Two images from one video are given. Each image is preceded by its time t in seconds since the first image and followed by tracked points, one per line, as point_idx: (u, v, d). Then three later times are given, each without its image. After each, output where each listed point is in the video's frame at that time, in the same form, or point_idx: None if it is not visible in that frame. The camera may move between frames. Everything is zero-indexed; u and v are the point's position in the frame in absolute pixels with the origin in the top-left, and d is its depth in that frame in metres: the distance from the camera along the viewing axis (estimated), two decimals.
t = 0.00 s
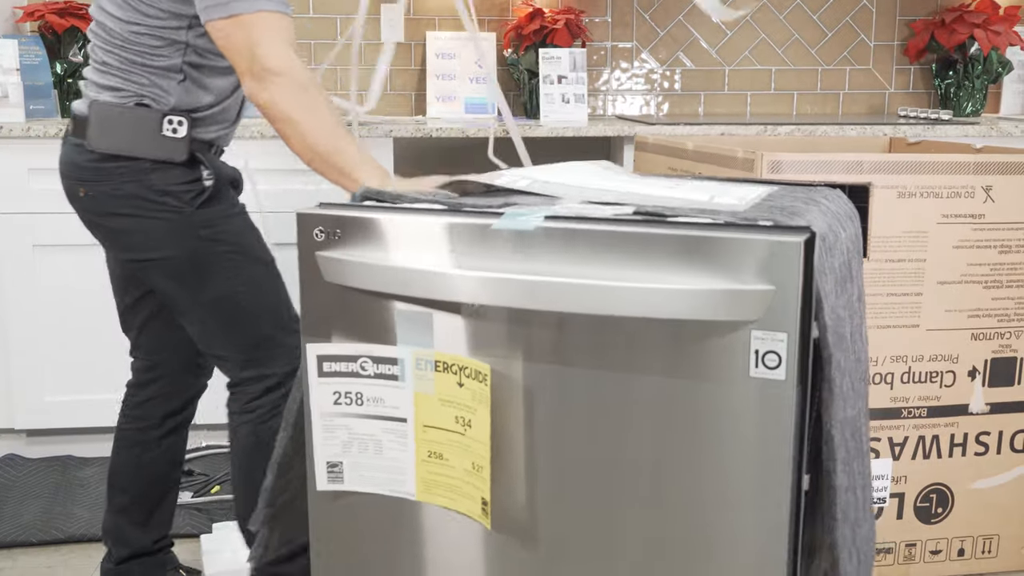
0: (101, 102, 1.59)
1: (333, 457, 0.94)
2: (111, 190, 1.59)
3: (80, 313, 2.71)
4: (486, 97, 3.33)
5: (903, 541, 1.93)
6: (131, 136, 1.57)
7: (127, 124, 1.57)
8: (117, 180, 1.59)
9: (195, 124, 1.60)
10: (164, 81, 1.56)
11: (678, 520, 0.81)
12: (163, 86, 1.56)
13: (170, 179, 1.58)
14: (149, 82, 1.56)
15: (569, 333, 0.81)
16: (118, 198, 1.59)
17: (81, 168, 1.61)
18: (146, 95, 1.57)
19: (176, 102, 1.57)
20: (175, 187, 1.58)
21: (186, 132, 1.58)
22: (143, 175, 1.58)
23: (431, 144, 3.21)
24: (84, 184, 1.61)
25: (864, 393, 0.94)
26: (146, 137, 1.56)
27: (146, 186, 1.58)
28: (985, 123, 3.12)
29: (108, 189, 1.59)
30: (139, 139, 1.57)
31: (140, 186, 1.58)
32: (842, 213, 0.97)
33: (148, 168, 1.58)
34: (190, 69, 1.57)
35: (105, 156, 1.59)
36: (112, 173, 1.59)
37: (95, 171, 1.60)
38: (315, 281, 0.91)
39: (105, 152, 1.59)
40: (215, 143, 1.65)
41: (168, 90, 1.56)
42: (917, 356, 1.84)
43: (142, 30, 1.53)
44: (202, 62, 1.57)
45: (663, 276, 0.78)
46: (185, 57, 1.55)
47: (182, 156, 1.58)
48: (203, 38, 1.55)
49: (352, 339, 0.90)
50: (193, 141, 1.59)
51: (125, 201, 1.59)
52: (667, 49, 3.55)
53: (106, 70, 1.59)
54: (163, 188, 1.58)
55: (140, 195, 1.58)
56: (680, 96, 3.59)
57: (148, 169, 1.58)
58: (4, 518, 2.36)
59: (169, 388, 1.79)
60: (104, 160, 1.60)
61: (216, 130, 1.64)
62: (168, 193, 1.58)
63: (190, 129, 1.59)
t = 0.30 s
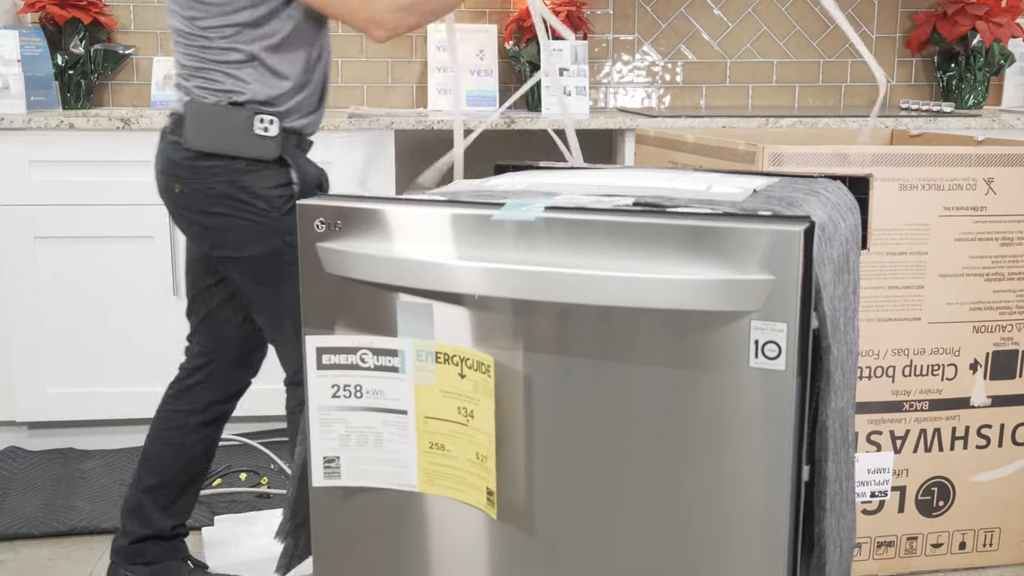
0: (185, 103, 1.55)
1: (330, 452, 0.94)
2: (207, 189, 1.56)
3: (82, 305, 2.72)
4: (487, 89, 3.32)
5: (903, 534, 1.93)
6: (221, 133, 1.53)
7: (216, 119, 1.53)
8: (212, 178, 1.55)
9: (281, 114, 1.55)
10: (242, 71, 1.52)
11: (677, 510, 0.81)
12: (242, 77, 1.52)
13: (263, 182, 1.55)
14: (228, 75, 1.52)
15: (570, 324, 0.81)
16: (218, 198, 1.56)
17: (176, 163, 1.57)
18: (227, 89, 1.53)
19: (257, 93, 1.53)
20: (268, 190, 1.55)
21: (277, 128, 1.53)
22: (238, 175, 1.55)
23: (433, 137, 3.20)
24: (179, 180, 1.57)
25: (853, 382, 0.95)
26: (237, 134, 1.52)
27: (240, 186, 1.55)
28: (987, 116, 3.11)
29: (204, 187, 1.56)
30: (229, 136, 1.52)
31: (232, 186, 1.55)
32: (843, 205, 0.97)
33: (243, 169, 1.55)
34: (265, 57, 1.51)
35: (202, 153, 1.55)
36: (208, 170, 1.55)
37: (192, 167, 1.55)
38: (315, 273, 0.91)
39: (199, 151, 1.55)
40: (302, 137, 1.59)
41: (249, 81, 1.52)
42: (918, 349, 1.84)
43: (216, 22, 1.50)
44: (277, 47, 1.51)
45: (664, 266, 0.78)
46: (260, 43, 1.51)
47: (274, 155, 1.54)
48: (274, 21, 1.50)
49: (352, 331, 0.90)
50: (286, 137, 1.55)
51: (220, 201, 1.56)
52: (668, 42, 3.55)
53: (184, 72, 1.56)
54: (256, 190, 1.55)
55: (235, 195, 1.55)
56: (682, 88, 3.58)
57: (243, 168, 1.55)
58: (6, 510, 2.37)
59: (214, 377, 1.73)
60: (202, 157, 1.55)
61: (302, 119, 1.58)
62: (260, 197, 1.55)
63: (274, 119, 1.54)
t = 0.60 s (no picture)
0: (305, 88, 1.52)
1: (333, 442, 0.94)
2: (315, 171, 1.56)
3: (83, 298, 2.72)
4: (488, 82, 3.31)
5: (904, 527, 1.94)
6: (341, 116, 1.52)
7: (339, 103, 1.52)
8: (321, 161, 1.56)
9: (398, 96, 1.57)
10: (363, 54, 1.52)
11: (678, 501, 0.81)
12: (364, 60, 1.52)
13: (372, 166, 1.57)
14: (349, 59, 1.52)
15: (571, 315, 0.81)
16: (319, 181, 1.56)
17: (287, 142, 1.56)
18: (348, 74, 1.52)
19: (378, 79, 1.54)
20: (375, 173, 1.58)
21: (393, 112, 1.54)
22: (348, 158, 1.56)
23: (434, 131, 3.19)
24: (284, 160, 1.57)
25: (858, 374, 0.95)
26: (356, 118, 1.52)
27: (350, 169, 1.56)
28: (989, 108, 3.10)
29: (313, 169, 1.56)
30: (353, 119, 1.52)
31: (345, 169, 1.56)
32: (845, 195, 0.97)
33: (355, 152, 1.56)
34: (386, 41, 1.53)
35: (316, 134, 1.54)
36: (321, 152, 1.55)
37: (305, 148, 1.55)
38: (317, 266, 0.91)
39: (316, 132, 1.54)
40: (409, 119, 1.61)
41: (370, 68, 1.53)
42: (916, 343, 1.85)
43: (340, 11, 1.49)
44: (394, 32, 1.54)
45: (665, 257, 0.78)
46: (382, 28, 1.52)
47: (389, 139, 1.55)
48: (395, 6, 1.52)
49: (354, 322, 0.91)
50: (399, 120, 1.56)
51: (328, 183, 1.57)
52: (669, 34, 3.54)
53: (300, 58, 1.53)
54: (364, 173, 1.57)
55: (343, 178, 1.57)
56: (683, 81, 3.57)
57: (355, 151, 1.56)
58: (8, 503, 2.37)
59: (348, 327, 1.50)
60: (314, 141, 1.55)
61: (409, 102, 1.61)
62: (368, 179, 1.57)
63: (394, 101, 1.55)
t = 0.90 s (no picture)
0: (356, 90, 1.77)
1: (334, 437, 0.94)
2: (367, 168, 1.85)
3: (83, 294, 2.72)
4: (489, 77, 3.29)
5: (905, 524, 1.94)
6: (386, 120, 1.78)
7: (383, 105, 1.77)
8: (373, 160, 1.84)
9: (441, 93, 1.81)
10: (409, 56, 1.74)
11: (679, 497, 0.81)
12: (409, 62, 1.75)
13: (413, 163, 1.83)
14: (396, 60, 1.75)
15: (572, 310, 0.81)
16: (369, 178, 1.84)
17: (345, 145, 1.86)
18: (396, 74, 1.77)
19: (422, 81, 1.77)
20: (417, 169, 1.84)
21: (434, 112, 1.78)
22: (395, 156, 1.84)
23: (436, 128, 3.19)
24: (344, 159, 1.87)
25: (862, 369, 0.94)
26: (399, 121, 1.78)
27: (396, 166, 1.84)
28: (989, 104, 3.09)
29: (365, 167, 1.84)
30: (396, 121, 1.78)
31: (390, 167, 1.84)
32: (846, 191, 0.96)
33: (400, 151, 1.83)
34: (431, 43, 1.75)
35: (366, 137, 1.83)
36: (373, 152, 1.84)
37: (359, 149, 1.85)
38: (318, 261, 0.91)
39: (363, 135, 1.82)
40: (453, 113, 1.84)
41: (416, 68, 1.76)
42: (917, 339, 1.84)
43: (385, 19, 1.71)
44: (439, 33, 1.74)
45: (666, 251, 0.78)
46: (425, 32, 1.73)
47: (431, 138, 1.79)
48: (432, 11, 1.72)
49: (355, 318, 0.90)
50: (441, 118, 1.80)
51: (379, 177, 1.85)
52: (670, 30, 3.53)
53: (353, 57, 1.77)
54: (408, 170, 1.83)
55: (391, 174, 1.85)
56: (684, 77, 3.56)
57: (400, 151, 1.83)
58: (8, 499, 2.37)
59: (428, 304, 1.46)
60: (366, 142, 1.84)
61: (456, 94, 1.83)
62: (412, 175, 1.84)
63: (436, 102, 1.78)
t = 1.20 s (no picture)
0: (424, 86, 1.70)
1: (333, 429, 0.94)
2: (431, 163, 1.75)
3: (83, 287, 2.72)
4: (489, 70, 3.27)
5: (903, 515, 1.95)
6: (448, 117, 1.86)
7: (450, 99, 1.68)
8: (435, 154, 1.74)
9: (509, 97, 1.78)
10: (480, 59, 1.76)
11: (678, 491, 0.81)
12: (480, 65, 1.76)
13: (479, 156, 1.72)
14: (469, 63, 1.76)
15: (571, 302, 0.82)
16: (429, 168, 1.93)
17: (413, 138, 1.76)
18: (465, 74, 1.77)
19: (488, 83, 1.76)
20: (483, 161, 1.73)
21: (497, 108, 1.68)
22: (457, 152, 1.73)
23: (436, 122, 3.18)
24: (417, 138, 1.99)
25: (860, 362, 0.94)
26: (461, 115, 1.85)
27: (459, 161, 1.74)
28: (989, 97, 3.08)
29: (431, 161, 1.75)
30: (461, 116, 1.68)
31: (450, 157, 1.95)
32: (844, 184, 0.97)
33: (462, 146, 1.72)
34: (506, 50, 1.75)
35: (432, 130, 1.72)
36: (437, 146, 1.73)
37: (426, 144, 1.74)
38: (317, 253, 0.91)
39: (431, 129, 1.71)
40: (518, 118, 1.79)
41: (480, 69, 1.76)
42: (917, 332, 1.85)
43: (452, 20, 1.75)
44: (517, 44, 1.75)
45: (665, 245, 0.78)
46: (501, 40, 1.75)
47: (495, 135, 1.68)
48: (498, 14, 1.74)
49: (354, 310, 0.91)
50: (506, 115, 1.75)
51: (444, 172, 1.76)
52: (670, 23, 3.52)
53: (427, 56, 1.80)
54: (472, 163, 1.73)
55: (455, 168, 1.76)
56: (684, 70, 3.56)
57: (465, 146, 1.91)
58: (9, 492, 2.38)
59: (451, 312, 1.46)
60: (433, 133, 1.74)
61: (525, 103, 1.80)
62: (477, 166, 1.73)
63: (502, 103, 1.71)
